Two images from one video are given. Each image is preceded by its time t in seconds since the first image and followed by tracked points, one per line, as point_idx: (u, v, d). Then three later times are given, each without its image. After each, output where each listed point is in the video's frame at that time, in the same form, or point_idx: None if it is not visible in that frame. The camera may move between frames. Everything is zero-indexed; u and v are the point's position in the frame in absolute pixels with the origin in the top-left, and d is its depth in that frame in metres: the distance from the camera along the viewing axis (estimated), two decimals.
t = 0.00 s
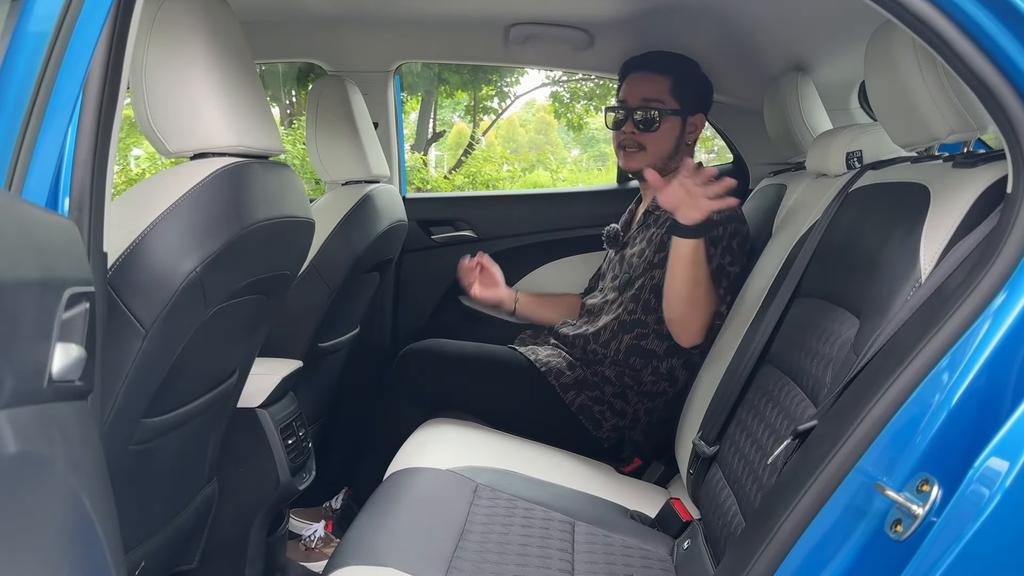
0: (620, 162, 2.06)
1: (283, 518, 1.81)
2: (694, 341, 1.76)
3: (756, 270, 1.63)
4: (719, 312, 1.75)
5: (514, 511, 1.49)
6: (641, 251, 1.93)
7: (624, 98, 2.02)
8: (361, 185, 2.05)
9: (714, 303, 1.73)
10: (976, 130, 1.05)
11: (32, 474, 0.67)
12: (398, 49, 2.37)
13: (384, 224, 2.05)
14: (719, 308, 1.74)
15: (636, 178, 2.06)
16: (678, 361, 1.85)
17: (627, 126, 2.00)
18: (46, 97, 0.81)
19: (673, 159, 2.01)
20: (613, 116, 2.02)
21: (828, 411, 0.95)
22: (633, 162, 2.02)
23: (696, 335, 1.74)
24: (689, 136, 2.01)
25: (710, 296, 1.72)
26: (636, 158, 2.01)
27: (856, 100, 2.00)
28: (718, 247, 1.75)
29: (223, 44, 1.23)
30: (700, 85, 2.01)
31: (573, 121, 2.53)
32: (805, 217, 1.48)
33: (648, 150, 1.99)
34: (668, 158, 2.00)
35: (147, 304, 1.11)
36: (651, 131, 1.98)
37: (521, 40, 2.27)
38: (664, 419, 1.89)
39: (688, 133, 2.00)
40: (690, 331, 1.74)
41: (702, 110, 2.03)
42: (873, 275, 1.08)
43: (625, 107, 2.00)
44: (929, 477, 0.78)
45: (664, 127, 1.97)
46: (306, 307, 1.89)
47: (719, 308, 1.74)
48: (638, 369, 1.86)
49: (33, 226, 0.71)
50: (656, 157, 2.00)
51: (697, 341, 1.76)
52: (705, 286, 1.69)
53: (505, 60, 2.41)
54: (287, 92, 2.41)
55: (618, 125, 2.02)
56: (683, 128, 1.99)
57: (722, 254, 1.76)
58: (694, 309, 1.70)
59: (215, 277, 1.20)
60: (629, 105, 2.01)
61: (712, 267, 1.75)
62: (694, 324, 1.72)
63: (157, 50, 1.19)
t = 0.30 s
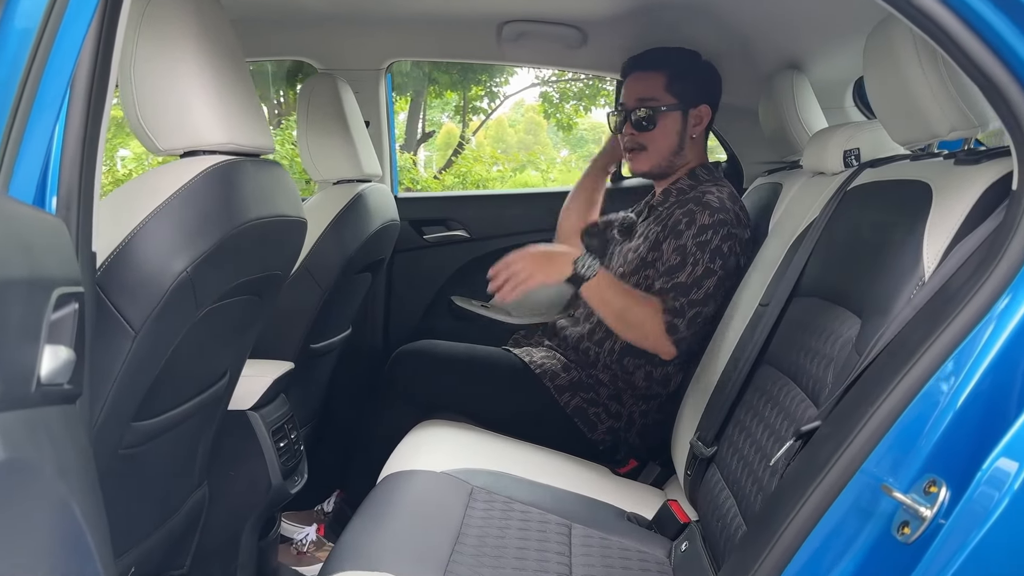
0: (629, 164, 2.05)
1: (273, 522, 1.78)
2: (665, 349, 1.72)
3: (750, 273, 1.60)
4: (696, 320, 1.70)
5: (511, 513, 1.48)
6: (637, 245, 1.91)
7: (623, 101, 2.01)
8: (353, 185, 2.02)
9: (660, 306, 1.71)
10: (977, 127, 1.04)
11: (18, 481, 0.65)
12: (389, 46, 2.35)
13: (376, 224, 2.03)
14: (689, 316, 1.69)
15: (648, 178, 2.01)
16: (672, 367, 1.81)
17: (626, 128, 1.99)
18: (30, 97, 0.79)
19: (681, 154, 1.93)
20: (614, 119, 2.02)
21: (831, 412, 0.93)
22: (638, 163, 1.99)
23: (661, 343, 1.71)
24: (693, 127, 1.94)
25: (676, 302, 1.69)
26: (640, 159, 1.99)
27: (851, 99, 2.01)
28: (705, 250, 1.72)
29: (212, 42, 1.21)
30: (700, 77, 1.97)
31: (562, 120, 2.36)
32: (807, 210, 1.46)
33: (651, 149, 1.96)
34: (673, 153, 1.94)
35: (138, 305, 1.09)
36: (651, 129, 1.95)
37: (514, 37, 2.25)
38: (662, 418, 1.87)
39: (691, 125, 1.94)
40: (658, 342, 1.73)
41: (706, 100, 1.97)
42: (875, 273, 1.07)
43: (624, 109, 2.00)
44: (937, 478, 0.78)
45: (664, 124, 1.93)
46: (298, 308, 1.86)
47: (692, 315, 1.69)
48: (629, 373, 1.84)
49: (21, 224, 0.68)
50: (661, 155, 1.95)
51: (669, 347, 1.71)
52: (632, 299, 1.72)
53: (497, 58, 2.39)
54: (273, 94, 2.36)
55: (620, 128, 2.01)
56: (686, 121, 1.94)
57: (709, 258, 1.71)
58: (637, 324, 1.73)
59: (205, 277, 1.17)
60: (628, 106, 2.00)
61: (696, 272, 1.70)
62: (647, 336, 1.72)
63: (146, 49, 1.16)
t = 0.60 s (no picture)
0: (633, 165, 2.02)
1: (266, 527, 1.75)
2: (683, 357, 1.67)
3: (752, 272, 1.57)
4: (709, 329, 1.68)
5: (509, 518, 1.45)
6: (639, 246, 1.88)
7: (629, 101, 2.00)
8: (347, 185, 2.00)
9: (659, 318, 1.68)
10: (982, 126, 1.03)
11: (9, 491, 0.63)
12: (382, 44, 2.33)
13: (370, 225, 2.01)
14: (702, 325, 1.66)
15: (653, 178, 2.01)
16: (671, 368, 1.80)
17: (632, 128, 1.97)
18: (20, 96, 0.76)
19: (687, 154, 1.94)
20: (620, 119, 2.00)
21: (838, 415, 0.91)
22: (644, 162, 1.96)
23: (677, 353, 1.66)
24: (700, 127, 1.94)
25: (689, 312, 1.65)
26: (644, 159, 1.97)
27: (847, 99, 1.99)
28: (710, 254, 1.69)
29: (207, 39, 1.18)
30: (706, 76, 1.96)
31: (553, 121, 2.62)
32: (805, 211, 1.46)
33: (658, 149, 1.94)
34: (680, 152, 1.93)
35: (130, 308, 1.06)
36: (657, 129, 1.93)
37: (509, 36, 2.23)
38: (655, 420, 1.86)
39: (698, 124, 1.94)
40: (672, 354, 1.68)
41: (711, 99, 1.97)
42: (879, 274, 1.06)
43: (630, 109, 1.98)
44: (949, 482, 0.77)
45: (671, 123, 1.92)
46: (291, 310, 1.84)
47: (704, 324, 1.67)
48: (626, 373, 1.82)
49: (12, 224, 0.66)
50: (667, 155, 1.93)
51: (687, 355, 1.67)
52: (635, 324, 1.65)
53: (492, 57, 2.38)
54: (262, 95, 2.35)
55: (626, 128, 1.99)
56: (692, 120, 1.93)
57: (717, 262, 1.69)
58: (650, 344, 1.66)
59: (199, 280, 1.15)
60: (633, 106, 1.99)
61: (706, 277, 1.68)
62: (664, 352, 1.66)
63: (139, 44, 1.14)
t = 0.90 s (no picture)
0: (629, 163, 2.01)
1: (258, 532, 1.72)
2: (680, 360, 1.65)
3: (749, 273, 1.56)
4: (704, 331, 1.65)
5: (505, 522, 1.42)
6: (634, 247, 1.86)
7: (628, 98, 1.98)
8: (339, 185, 1.97)
9: (655, 321, 1.66)
10: (987, 122, 1.02)
11: None
12: (374, 42, 2.30)
13: (362, 226, 1.98)
14: (697, 327, 1.64)
15: (649, 177, 2.00)
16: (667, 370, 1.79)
17: (631, 125, 1.96)
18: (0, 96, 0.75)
19: (684, 154, 1.92)
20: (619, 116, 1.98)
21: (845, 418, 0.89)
22: (642, 162, 1.95)
23: (673, 356, 1.64)
24: (697, 127, 1.93)
25: (683, 314, 1.64)
26: (641, 157, 1.95)
27: (844, 98, 2.02)
28: (706, 255, 1.67)
29: (197, 34, 1.15)
30: (705, 75, 1.94)
31: (544, 122, 2.65)
32: (805, 208, 1.45)
33: (656, 148, 1.93)
34: (677, 152, 1.92)
35: (118, 310, 1.03)
36: (655, 128, 1.91)
37: (502, 34, 2.21)
38: (652, 422, 1.85)
39: (696, 124, 1.92)
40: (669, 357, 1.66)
41: (710, 99, 1.95)
42: (883, 273, 1.04)
43: (629, 106, 1.97)
44: (960, 487, 0.75)
45: (669, 122, 1.91)
46: (283, 311, 1.81)
47: (700, 326, 1.65)
48: (623, 375, 1.80)
49: None
50: (664, 154, 1.92)
51: (683, 357, 1.65)
52: (631, 327, 1.63)
53: (485, 56, 2.36)
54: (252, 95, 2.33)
55: (624, 125, 1.98)
56: (691, 120, 1.92)
57: (711, 263, 1.67)
58: (646, 348, 1.64)
59: (189, 281, 1.12)
60: (632, 103, 1.97)
61: (700, 279, 1.66)
62: (661, 355, 1.64)
63: (127, 39, 1.11)
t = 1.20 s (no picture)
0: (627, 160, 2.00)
1: (250, 539, 1.70)
2: (677, 365, 1.64)
3: (745, 277, 1.55)
4: (700, 335, 1.64)
5: (502, 529, 1.40)
6: (631, 249, 1.85)
7: (631, 93, 1.97)
8: (333, 186, 1.95)
9: (652, 327, 1.65)
10: (991, 124, 1.01)
11: None
12: (367, 42, 2.28)
13: (356, 228, 1.96)
14: (693, 331, 1.62)
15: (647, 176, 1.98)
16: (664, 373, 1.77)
17: (632, 121, 1.94)
18: None
19: (682, 154, 1.91)
20: (619, 111, 1.96)
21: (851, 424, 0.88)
22: (641, 158, 1.94)
23: (670, 361, 1.63)
24: (698, 128, 1.91)
25: (679, 318, 1.62)
26: (641, 155, 1.94)
27: (840, 98, 2.01)
28: (702, 259, 1.66)
29: (187, 34, 1.13)
30: (709, 75, 1.93)
31: (536, 123, 2.68)
32: (805, 208, 1.43)
33: (656, 146, 1.91)
34: (677, 152, 1.90)
35: (107, 315, 1.01)
36: (656, 125, 1.90)
37: (497, 34, 2.20)
38: (649, 426, 1.83)
39: (697, 125, 1.91)
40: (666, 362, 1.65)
41: (712, 101, 1.95)
42: (886, 276, 1.03)
43: (631, 101, 1.95)
44: (971, 496, 0.75)
45: (671, 120, 1.89)
46: (276, 315, 1.78)
47: (696, 331, 1.63)
48: (619, 377, 1.79)
49: None
50: (664, 153, 1.91)
51: (680, 362, 1.63)
52: (625, 333, 1.63)
53: (479, 56, 2.34)
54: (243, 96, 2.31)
55: (625, 121, 1.96)
56: (693, 120, 1.91)
57: (708, 268, 1.65)
58: (642, 353, 1.63)
59: (180, 285, 1.10)
60: (634, 99, 1.96)
61: (697, 283, 1.65)
62: (657, 360, 1.63)
63: (116, 38, 1.08)
